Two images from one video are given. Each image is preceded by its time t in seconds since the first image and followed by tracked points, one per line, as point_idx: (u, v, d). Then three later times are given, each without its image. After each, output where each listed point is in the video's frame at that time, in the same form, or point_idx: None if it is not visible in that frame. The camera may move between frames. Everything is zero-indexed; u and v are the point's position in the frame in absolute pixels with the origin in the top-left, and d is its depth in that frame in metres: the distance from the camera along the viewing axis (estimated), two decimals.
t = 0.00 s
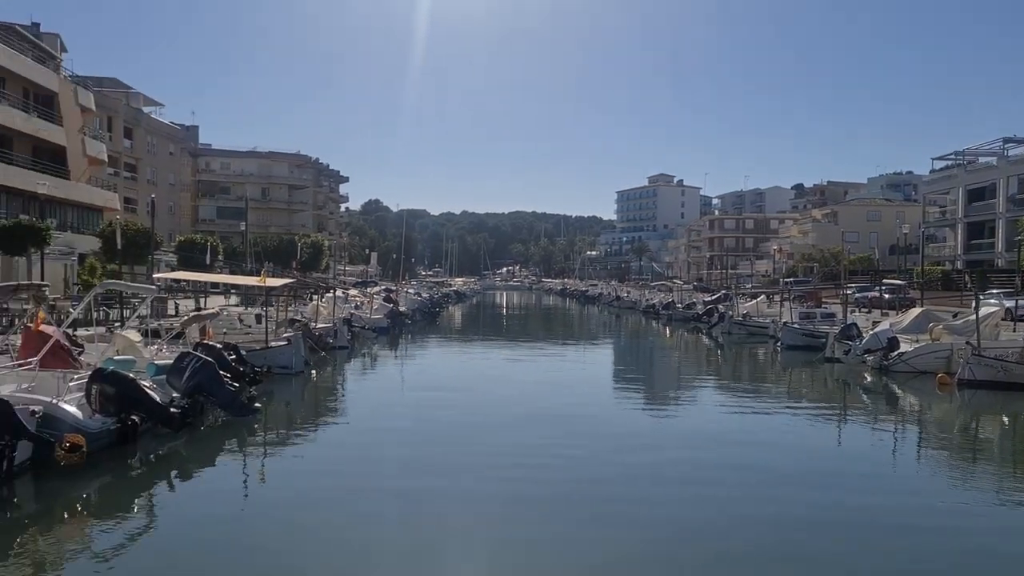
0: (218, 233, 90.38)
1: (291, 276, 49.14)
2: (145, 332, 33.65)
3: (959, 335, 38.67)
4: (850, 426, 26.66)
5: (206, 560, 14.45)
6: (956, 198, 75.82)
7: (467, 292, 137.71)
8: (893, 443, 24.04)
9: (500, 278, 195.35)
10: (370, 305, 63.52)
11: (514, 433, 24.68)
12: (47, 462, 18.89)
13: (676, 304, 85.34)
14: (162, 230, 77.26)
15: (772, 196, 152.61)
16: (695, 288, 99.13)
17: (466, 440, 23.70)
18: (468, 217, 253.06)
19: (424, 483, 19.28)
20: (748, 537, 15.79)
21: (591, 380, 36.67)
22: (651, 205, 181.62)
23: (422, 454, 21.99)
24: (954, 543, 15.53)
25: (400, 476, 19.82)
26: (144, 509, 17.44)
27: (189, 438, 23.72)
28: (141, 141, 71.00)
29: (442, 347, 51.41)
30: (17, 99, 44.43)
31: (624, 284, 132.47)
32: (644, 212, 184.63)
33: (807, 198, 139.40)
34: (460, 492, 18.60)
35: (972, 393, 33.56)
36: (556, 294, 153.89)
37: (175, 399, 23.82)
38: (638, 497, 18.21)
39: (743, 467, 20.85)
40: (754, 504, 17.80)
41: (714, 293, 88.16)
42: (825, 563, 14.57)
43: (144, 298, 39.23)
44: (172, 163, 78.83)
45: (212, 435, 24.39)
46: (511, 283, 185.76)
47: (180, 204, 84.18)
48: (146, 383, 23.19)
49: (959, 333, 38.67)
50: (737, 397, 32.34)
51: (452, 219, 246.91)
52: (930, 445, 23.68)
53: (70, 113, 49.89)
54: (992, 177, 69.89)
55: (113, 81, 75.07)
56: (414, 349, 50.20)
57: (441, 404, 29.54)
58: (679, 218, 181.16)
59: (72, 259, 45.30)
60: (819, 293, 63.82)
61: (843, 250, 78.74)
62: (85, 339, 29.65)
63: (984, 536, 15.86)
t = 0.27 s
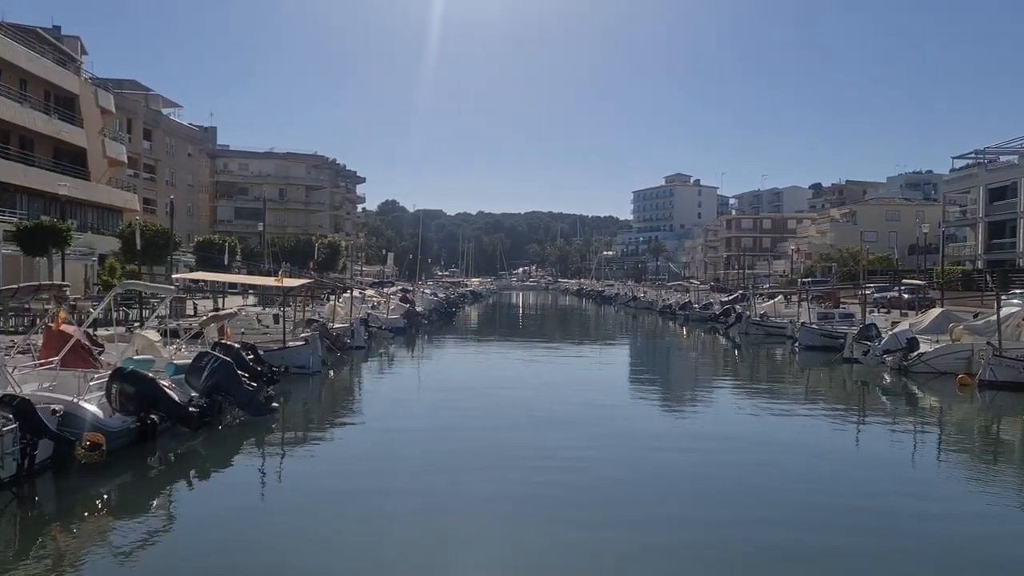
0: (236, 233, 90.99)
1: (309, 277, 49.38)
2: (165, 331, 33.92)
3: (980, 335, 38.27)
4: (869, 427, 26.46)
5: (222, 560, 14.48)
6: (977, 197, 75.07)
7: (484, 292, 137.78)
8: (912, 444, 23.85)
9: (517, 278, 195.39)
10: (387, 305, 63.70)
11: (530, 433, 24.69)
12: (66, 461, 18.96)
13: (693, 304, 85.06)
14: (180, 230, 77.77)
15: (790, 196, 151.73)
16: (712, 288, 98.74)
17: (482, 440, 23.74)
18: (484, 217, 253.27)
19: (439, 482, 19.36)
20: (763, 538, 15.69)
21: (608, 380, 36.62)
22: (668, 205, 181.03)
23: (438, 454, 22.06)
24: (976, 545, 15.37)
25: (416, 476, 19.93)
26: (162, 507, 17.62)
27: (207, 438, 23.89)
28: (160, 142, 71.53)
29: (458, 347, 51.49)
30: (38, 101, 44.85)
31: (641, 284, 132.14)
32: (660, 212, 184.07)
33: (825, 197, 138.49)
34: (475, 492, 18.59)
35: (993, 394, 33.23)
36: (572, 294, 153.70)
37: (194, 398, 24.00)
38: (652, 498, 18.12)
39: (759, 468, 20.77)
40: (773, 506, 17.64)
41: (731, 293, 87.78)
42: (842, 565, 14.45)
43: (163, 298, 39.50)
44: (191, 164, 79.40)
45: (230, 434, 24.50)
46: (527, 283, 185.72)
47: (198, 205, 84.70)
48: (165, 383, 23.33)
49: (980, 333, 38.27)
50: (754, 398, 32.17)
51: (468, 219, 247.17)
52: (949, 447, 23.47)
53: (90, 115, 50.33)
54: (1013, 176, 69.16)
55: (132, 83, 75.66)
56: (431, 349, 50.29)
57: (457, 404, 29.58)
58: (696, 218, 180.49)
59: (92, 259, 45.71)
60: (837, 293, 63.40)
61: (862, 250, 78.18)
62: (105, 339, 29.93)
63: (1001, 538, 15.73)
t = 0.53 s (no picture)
0: (252, 234, 91.48)
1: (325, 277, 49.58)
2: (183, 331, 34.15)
3: (1001, 336, 37.91)
4: (888, 428, 26.27)
5: (239, 559, 14.53)
6: (997, 197, 74.34)
7: (499, 293, 137.77)
8: (931, 446, 23.66)
9: (532, 278, 195.32)
10: (402, 305, 63.86)
11: (546, 433, 24.71)
12: (86, 460, 19.16)
13: (709, 304, 84.72)
14: (198, 231, 78.31)
15: (807, 195, 150.80)
16: (728, 288, 98.29)
17: (498, 440, 23.76)
18: (499, 217, 253.31)
19: (456, 482, 19.43)
20: (781, 541, 15.59)
21: (623, 381, 36.55)
22: (684, 205, 180.40)
23: (454, 454, 22.12)
24: (996, 548, 15.26)
25: (433, 475, 20.00)
26: (182, 505, 17.81)
27: (225, 437, 24.02)
28: (178, 143, 72.03)
29: (474, 347, 51.56)
30: (58, 104, 45.34)
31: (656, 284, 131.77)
32: (676, 212, 183.46)
33: (843, 197, 137.56)
34: (490, 493, 18.58)
35: (1014, 395, 32.92)
36: (588, 295, 153.46)
37: (212, 397, 24.13)
38: (669, 499, 18.06)
39: (775, 469, 20.71)
40: (790, 508, 17.57)
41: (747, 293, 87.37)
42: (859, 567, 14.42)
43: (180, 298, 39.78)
44: (208, 165, 79.91)
45: (248, 434, 24.66)
46: (543, 283, 185.57)
47: (216, 205, 85.22)
48: (183, 382, 23.53)
49: (1000, 334, 37.90)
50: (771, 399, 32.02)
51: (484, 220, 247.28)
52: (969, 449, 23.27)
53: (109, 117, 50.80)
54: None
55: (151, 85, 76.27)
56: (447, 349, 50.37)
57: (473, 405, 29.62)
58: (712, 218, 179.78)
59: (111, 260, 46.11)
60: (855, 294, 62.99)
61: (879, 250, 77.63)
62: (124, 339, 30.17)
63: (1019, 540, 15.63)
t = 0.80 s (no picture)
0: (267, 234, 91.88)
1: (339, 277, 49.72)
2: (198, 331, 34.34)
3: (1020, 337, 37.52)
4: (905, 429, 26.06)
5: (252, 556, 14.61)
6: (1015, 196, 73.61)
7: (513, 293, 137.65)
8: (948, 447, 23.45)
9: (546, 278, 195.14)
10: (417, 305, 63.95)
11: (560, 434, 24.69)
12: (103, 459, 19.34)
13: (724, 304, 84.36)
14: (214, 231, 78.74)
15: (822, 195, 149.88)
16: (743, 288, 97.84)
17: (512, 441, 23.75)
18: (513, 217, 253.22)
19: (468, 481, 19.46)
20: (792, 541, 15.55)
21: (637, 381, 36.46)
22: (699, 205, 179.73)
23: (467, 453, 22.15)
24: (1009, 550, 15.17)
25: (445, 474, 20.05)
26: (197, 503, 17.94)
27: (240, 436, 24.10)
28: (194, 144, 72.44)
29: (488, 347, 51.57)
30: (75, 106, 45.76)
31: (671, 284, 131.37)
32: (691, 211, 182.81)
33: (859, 196, 136.66)
34: (503, 493, 18.56)
35: None
36: (602, 295, 153.17)
37: (227, 397, 24.22)
38: (683, 500, 18.00)
39: (789, 470, 20.62)
40: (806, 510, 17.48)
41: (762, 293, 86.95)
42: (870, 568, 14.36)
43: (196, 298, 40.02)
44: (223, 165, 80.31)
45: (262, 433, 24.75)
46: (557, 283, 185.34)
47: (231, 206, 85.70)
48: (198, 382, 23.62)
49: (1019, 335, 37.52)
50: (786, 399, 31.87)
51: (497, 220, 247.29)
52: (987, 450, 23.06)
53: (125, 119, 51.17)
54: None
55: (167, 86, 76.78)
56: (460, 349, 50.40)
57: (487, 405, 29.60)
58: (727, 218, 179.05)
59: (128, 260, 46.46)
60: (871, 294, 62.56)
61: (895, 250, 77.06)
62: (141, 338, 30.37)
63: None
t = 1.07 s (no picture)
0: (282, 234, 92.26)
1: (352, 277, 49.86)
2: (213, 330, 34.52)
3: None
4: (920, 430, 25.87)
5: (263, 554, 14.70)
6: None
7: (527, 293, 137.54)
8: (963, 448, 23.27)
9: (559, 278, 194.99)
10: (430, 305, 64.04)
11: (572, 433, 24.67)
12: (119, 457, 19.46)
13: (738, 304, 84.04)
14: (228, 231, 79.12)
15: (837, 195, 149.07)
16: (757, 288, 97.41)
17: (524, 440, 23.76)
18: (527, 217, 253.17)
19: (478, 481, 19.48)
20: (802, 542, 15.50)
21: (651, 381, 36.38)
22: (713, 204, 179.15)
23: (478, 453, 22.19)
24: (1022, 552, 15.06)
25: (455, 473, 20.09)
26: (209, 501, 18.06)
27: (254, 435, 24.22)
28: (209, 144, 72.82)
29: (500, 347, 51.60)
30: (92, 106, 46.11)
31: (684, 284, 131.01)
32: (705, 211, 182.23)
33: (874, 195, 135.86)
34: (514, 493, 18.56)
35: None
36: (615, 295, 152.91)
37: (242, 396, 24.34)
38: (692, 501, 17.97)
39: (801, 471, 20.54)
40: (816, 510, 17.41)
41: (777, 293, 86.56)
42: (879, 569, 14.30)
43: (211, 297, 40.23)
44: (238, 166, 80.70)
45: (277, 432, 24.86)
46: (570, 283, 185.10)
47: (246, 206, 86.14)
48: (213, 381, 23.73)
49: None
50: (800, 399, 31.71)
51: (511, 220, 247.35)
52: (1002, 452, 22.87)
53: (141, 120, 51.51)
54: None
55: (183, 87, 77.24)
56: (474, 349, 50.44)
57: (500, 404, 29.62)
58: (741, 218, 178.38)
59: (144, 260, 46.76)
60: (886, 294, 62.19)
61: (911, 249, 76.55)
62: (156, 337, 30.55)
63: None
